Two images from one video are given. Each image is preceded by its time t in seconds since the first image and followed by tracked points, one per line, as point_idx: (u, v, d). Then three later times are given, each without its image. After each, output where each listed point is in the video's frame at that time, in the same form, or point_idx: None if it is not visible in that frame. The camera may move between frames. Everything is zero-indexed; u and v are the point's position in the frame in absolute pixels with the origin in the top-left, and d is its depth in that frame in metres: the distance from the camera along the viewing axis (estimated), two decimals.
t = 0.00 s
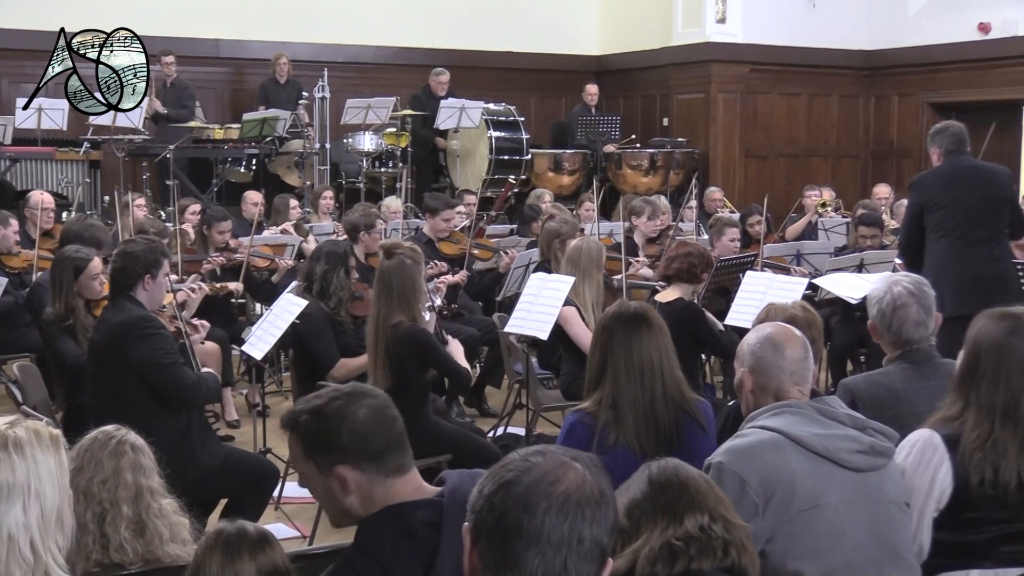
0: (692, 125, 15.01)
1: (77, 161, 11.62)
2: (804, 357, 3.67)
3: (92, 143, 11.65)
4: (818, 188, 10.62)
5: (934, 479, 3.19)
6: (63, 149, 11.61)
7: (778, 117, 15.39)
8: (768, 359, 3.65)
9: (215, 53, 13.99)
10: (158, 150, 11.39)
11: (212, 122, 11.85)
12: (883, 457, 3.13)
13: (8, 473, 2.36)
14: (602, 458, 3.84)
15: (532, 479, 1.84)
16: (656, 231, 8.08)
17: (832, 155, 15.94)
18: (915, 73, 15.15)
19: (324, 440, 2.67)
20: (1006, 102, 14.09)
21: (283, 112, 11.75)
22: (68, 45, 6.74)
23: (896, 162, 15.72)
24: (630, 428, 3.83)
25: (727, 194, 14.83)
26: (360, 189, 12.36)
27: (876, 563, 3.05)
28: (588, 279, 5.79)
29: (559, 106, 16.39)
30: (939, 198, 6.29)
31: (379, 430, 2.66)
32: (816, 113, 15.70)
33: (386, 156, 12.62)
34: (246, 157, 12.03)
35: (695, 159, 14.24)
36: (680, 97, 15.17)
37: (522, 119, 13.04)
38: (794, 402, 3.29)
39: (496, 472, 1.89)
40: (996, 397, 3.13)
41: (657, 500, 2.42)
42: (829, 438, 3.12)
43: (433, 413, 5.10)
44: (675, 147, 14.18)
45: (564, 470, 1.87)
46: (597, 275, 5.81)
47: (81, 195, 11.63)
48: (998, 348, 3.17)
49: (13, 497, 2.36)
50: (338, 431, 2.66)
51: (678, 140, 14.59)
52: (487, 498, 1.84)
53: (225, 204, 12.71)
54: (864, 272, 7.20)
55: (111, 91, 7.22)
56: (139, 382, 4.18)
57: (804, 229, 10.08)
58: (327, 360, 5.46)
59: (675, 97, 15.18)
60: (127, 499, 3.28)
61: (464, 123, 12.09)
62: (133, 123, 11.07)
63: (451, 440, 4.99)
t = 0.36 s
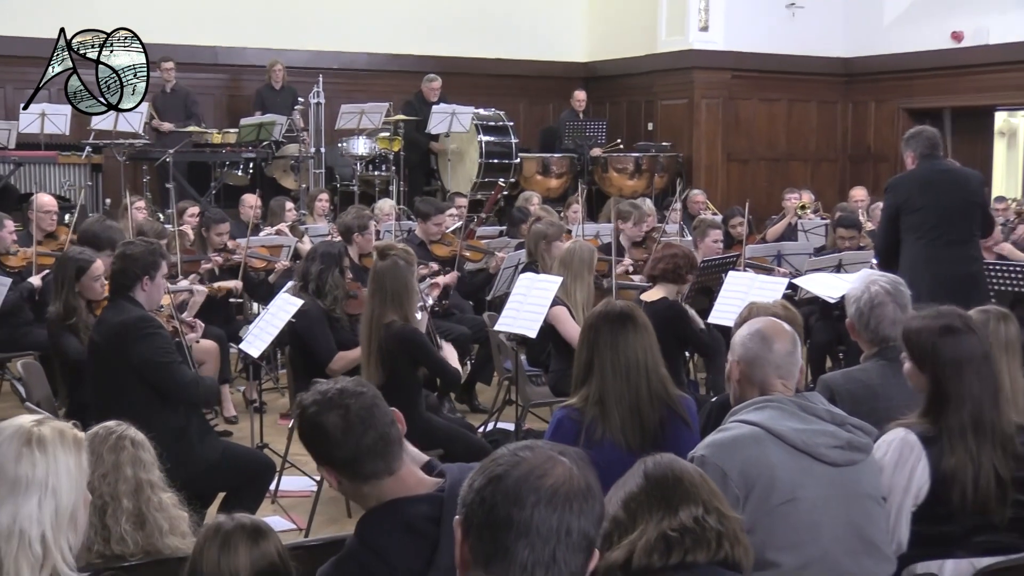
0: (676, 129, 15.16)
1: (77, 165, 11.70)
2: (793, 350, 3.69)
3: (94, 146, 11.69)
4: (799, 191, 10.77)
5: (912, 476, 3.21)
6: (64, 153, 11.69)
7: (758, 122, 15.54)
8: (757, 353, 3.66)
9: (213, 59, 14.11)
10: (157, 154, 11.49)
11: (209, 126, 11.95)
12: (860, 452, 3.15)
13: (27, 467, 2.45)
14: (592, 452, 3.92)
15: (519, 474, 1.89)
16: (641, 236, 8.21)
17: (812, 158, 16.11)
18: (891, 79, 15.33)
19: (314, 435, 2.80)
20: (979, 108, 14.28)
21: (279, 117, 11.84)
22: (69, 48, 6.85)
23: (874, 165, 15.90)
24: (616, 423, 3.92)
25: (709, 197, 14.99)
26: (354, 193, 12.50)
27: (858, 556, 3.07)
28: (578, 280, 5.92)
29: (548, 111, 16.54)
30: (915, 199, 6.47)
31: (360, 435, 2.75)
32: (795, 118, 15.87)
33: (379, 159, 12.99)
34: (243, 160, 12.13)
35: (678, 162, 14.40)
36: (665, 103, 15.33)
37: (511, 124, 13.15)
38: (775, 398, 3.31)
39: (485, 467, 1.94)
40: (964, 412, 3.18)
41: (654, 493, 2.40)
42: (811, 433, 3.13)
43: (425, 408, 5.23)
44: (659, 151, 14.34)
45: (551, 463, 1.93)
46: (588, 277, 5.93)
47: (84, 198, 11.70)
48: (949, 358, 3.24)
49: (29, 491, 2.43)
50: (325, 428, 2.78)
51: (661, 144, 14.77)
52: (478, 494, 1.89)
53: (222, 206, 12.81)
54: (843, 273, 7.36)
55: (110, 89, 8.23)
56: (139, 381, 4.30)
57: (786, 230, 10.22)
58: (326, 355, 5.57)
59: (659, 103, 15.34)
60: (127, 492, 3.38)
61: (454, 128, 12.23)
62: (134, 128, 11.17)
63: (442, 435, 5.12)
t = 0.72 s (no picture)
0: (660, 133, 15.31)
1: (81, 169, 11.84)
2: (787, 346, 3.63)
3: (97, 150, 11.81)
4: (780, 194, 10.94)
5: (888, 472, 3.30)
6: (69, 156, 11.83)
7: (741, 125, 15.67)
8: (749, 346, 3.61)
9: (213, 67, 14.23)
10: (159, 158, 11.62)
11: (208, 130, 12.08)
12: (842, 448, 3.20)
13: (100, 474, 2.53)
14: (579, 447, 4.01)
15: (510, 468, 1.87)
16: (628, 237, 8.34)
17: (792, 162, 16.26)
18: (870, 85, 15.51)
19: (358, 402, 2.73)
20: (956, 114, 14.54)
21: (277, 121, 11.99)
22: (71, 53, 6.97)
23: (852, 170, 16.05)
24: (603, 419, 4.01)
25: (694, 200, 15.14)
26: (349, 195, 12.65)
27: (838, 548, 3.14)
28: (567, 279, 6.05)
29: (537, 116, 16.68)
30: (901, 202, 6.62)
31: (404, 404, 2.71)
32: (776, 124, 16.02)
33: (374, 162, 12.93)
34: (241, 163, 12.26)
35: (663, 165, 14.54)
36: (650, 109, 15.47)
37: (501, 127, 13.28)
38: (763, 392, 3.34)
39: (477, 461, 1.92)
40: (930, 412, 3.29)
41: (646, 487, 2.36)
42: (793, 428, 3.18)
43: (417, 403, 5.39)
44: (645, 155, 14.50)
45: (541, 459, 1.91)
46: (577, 276, 6.06)
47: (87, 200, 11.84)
48: (914, 358, 3.35)
49: (99, 496, 2.51)
50: (371, 395, 2.73)
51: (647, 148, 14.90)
52: (470, 486, 1.87)
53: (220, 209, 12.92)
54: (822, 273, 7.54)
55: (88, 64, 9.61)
56: (141, 378, 4.41)
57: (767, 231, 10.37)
58: (327, 351, 5.70)
59: (644, 109, 15.48)
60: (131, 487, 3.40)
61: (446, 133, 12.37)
62: (136, 133, 11.30)
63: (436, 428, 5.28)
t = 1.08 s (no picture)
0: (647, 137, 15.48)
1: (83, 173, 11.97)
2: (778, 340, 3.69)
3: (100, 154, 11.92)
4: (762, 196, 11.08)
5: (865, 463, 3.43)
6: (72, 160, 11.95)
7: (724, 130, 15.83)
8: (741, 339, 3.68)
9: (212, 72, 14.33)
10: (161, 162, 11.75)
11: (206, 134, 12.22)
12: (830, 445, 3.26)
13: (146, 479, 2.64)
14: (567, 442, 4.13)
15: (499, 461, 1.88)
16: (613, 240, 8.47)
17: (774, 165, 16.43)
18: (848, 91, 15.66)
19: (408, 377, 2.80)
20: (931, 119, 14.70)
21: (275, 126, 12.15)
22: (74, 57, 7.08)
23: (831, 173, 16.22)
24: (591, 414, 4.12)
25: (679, 202, 15.31)
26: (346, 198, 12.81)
27: (819, 541, 3.21)
28: (557, 278, 6.18)
29: (527, 121, 16.83)
30: (891, 206, 6.78)
31: (440, 383, 2.80)
32: (759, 129, 16.17)
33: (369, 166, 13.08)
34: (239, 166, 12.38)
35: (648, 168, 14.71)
36: (636, 114, 15.64)
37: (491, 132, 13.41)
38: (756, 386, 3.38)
39: (467, 455, 1.94)
40: (910, 386, 3.46)
41: (633, 481, 2.34)
42: (783, 422, 3.22)
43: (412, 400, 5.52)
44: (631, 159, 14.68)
45: (530, 453, 1.92)
46: (564, 273, 6.20)
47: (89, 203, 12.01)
48: (905, 343, 3.52)
49: (145, 500, 2.63)
50: (420, 369, 2.81)
51: (633, 153, 15.05)
52: (460, 480, 1.88)
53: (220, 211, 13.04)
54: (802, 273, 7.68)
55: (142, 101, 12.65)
56: (142, 374, 4.53)
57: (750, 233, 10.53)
58: (326, 349, 5.82)
59: (631, 114, 15.66)
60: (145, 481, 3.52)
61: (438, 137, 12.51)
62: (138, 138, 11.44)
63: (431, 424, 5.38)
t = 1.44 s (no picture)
0: (633, 140, 15.62)
1: (86, 176, 12.04)
2: (763, 336, 3.83)
3: (101, 158, 12.03)
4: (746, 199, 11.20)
5: (843, 456, 3.54)
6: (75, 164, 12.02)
7: (710, 134, 15.98)
8: (728, 335, 3.81)
9: (211, 79, 14.45)
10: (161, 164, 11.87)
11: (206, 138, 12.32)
12: (811, 442, 3.38)
13: (140, 472, 2.77)
14: (556, 436, 4.26)
15: (490, 456, 2.00)
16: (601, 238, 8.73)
17: (757, 168, 16.57)
18: (831, 97, 15.80)
19: (423, 377, 2.92)
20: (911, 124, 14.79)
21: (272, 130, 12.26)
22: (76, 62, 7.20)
23: (811, 176, 16.36)
24: (579, 410, 4.26)
25: (665, 204, 15.47)
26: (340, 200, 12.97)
27: (799, 534, 3.34)
28: (546, 276, 6.32)
29: (517, 125, 16.98)
30: (903, 208, 6.92)
31: (447, 376, 2.95)
32: (743, 133, 16.31)
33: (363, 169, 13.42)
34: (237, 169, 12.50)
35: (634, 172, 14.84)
36: (623, 118, 15.80)
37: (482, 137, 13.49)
38: (743, 381, 3.47)
39: (460, 449, 2.05)
40: (898, 378, 3.57)
41: (612, 478, 2.47)
42: (768, 418, 3.33)
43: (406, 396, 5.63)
44: (619, 163, 14.83)
45: (519, 448, 2.04)
46: (552, 271, 6.34)
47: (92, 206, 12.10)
48: (897, 339, 3.61)
49: (141, 493, 2.75)
50: (429, 366, 2.94)
51: (620, 157, 15.19)
52: (454, 474, 2.00)
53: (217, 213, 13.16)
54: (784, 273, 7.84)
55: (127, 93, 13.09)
56: (141, 371, 4.66)
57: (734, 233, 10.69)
58: (321, 347, 5.97)
59: (618, 118, 15.81)
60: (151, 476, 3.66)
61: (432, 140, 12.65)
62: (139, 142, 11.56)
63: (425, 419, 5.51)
